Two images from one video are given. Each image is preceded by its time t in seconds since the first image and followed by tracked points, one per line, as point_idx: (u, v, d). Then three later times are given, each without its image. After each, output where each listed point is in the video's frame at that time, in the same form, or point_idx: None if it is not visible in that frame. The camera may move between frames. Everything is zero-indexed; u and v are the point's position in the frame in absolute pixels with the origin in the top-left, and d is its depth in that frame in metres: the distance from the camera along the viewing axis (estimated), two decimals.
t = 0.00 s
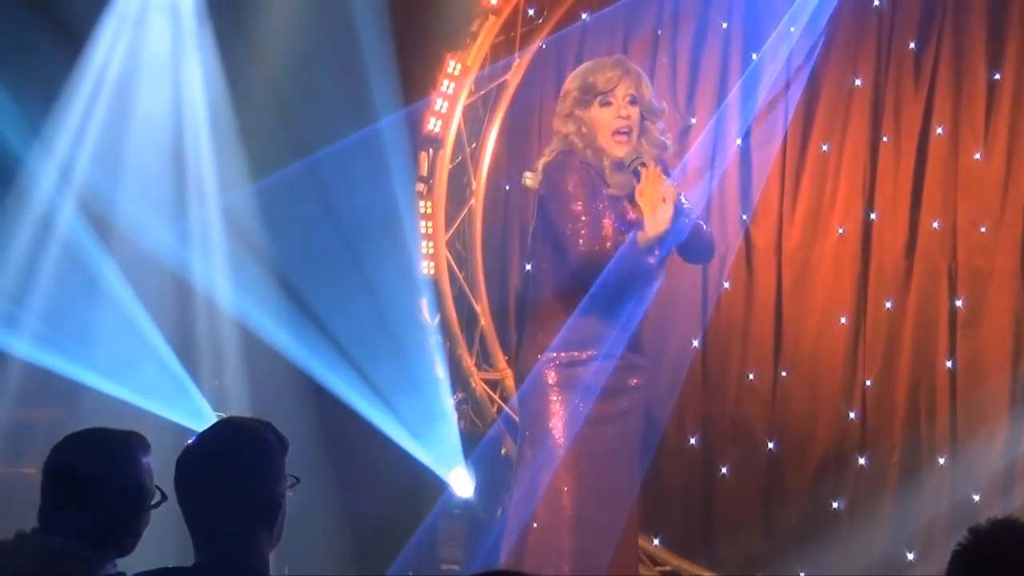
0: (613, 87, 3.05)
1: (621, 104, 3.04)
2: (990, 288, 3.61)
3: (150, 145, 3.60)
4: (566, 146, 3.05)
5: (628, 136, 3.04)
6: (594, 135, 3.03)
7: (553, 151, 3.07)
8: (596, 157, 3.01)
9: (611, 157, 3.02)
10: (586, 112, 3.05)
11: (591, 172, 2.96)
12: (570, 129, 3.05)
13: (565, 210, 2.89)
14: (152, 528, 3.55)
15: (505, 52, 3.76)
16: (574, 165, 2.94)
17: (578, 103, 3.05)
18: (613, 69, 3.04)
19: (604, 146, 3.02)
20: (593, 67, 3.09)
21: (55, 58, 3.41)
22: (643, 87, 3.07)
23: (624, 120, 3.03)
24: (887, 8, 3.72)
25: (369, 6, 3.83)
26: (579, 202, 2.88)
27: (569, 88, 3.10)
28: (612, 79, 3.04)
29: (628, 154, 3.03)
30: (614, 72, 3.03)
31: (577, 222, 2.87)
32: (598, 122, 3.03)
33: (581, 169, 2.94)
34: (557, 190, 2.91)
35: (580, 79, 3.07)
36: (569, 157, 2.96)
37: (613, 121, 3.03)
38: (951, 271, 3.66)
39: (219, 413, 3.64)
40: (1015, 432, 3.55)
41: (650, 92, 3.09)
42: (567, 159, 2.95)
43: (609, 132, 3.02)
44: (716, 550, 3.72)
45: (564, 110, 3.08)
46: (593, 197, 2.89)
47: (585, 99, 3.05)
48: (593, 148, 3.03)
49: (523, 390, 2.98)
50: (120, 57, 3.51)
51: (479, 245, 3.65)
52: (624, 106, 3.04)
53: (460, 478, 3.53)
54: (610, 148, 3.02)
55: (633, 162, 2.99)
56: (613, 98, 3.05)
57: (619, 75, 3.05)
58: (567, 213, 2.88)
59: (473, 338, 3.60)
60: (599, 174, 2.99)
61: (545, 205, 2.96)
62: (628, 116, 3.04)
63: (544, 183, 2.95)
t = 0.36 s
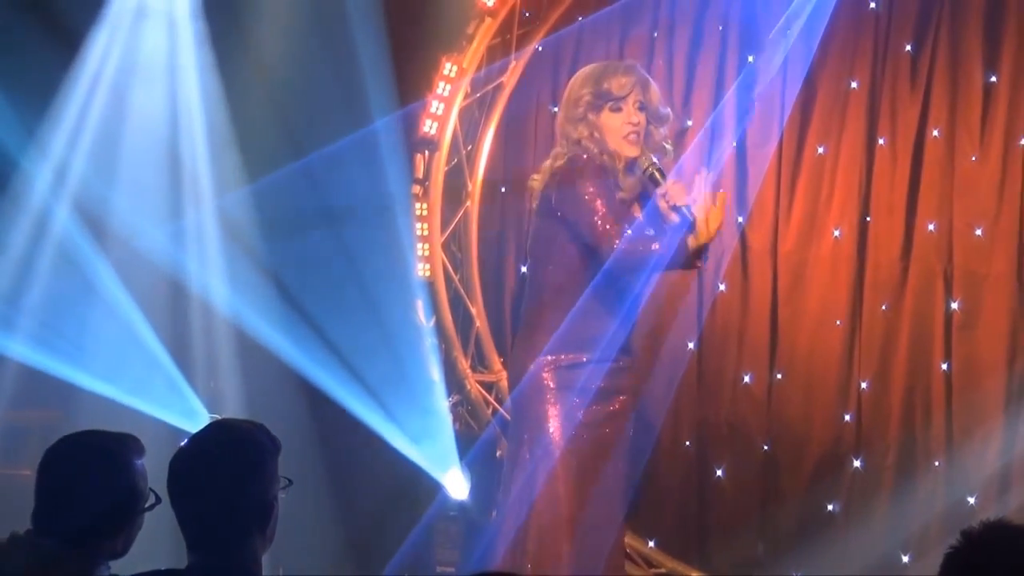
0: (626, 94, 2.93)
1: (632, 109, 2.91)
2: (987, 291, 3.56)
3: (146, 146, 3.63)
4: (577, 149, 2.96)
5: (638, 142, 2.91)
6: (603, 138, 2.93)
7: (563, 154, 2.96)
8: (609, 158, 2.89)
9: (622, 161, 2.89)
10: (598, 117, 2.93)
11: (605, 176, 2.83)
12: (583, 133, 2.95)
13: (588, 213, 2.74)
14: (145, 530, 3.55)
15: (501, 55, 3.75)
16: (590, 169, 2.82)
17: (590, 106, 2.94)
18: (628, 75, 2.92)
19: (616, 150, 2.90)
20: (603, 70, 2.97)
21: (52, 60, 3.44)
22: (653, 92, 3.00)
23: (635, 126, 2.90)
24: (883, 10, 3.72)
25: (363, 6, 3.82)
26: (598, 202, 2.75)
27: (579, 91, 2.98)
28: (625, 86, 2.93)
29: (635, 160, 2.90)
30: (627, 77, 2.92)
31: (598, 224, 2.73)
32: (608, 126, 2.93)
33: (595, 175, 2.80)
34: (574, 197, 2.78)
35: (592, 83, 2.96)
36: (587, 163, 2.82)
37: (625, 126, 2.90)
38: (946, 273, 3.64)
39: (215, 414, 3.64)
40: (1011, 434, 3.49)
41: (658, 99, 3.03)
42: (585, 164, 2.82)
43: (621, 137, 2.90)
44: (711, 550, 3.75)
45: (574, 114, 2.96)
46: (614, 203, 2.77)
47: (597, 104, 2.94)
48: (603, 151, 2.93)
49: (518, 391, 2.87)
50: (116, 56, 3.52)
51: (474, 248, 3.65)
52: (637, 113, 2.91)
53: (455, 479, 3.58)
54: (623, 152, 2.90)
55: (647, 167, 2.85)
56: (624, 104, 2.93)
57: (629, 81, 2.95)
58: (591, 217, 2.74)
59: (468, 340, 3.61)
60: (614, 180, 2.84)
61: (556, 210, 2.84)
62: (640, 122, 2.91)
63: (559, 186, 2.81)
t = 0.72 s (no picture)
0: (618, 100, 2.82)
1: (622, 117, 2.83)
2: (964, 294, 3.58)
3: (123, 145, 3.60)
4: (569, 154, 2.85)
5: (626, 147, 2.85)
6: (593, 144, 2.83)
7: (556, 161, 2.83)
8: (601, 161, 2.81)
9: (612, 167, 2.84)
10: (587, 122, 2.83)
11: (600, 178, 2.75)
12: (575, 138, 2.83)
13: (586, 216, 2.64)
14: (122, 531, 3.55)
15: (480, 55, 3.70)
16: (585, 174, 2.71)
17: (580, 111, 2.82)
18: (621, 82, 2.81)
19: (608, 157, 2.82)
20: (593, 74, 2.84)
21: (27, 61, 3.40)
22: (642, 97, 2.87)
23: (624, 135, 2.84)
24: (861, 11, 3.71)
25: (340, 5, 3.81)
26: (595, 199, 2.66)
27: (568, 97, 2.83)
28: (618, 91, 2.81)
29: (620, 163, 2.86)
30: (621, 85, 2.80)
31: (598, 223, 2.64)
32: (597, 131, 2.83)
33: (590, 176, 2.72)
34: (569, 199, 2.68)
35: (584, 86, 2.82)
36: (583, 164, 2.74)
37: (613, 133, 2.83)
38: (924, 274, 3.64)
39: (190, 413, 3.64)
40: (989, 434, 3.51)
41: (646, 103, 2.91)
42: (580, 164, 2.74)
43: (611, 143, 2.83)
44: (689, 551, 3.76)
45: (564, 117, 2.84)
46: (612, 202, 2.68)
47: (588, 109, 2.82)
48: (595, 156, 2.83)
49: (495, 387, 2.77)
50: (95, 51, 3.50)
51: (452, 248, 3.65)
52: (627, 120, 2.84)
53: (433, 480, 3.55)
54: (613, 158, 2.83)
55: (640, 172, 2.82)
56: (614, 110, 2.83)
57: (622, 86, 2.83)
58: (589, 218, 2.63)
59: (446, 341, 3.63)
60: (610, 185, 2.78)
61: (553, 217, 2.72)
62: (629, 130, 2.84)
63: (553, 186, 2.72)
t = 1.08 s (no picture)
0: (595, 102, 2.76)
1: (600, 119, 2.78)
2: (937, 295, 3.61)
3: (95, 146, 3.61)
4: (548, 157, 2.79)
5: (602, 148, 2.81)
6: (570, 146, 2.79)
7: (535, 163, 2.79)
8: (582, 163, 2.76)
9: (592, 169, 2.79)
10: (565, 124, 2.78)
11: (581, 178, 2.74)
12: (554, 141, 2.78)
13: (568, 214, 2.63)
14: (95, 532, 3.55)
15: (452, 54, 3.74)
16: (568, 177, 2.67)
17: (557, 115, 2.77)
18: (599, 84, 2.75)
19: (587, 159, 2.77)
20: (568, 75, 2.77)
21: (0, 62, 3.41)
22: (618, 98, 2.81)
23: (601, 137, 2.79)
24: (835, 11, 3.71)
25: (312, 4, 3.81)
26: (576, 196, 2.64)
27: (545, 100, 2.77)
28: (595, 94, 2.75)
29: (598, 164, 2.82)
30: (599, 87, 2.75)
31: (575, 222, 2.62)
32: (574, 133, 2.78)
33: (573, 177, 2.69)
34: (552, 198, 2.64)
35: (562, 89, 2.75)
36: (566, 166, 2.71)
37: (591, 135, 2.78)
38: (896, 275, 3.67)
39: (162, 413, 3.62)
40: (961, 433, 3.55)
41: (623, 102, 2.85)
42: (562, 168, 2.70)
43: (588, 145, 2.78)
44: (662, 550, 3.74)
45: (541, 118, 2.78)
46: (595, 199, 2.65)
47: (566, 111, 2.77)
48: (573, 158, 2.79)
49: (468, 384, 2.77)
50: (67, 51, 3.52)
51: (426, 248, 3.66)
52: (604, 122, 2.78)
53: (406, 480, 3.56)
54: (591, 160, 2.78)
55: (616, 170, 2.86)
56: (591, 112, 2.78)
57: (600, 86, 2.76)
58: (571, 215, 2.62)
59: (419, 340, 3.61)
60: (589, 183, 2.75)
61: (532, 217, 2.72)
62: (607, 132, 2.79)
63: (536, 188, 2.69)
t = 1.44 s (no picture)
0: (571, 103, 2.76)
1: (575, 120, 2.78)
2: (910, 296, 3.65)
3: (68, 145, 3.59)
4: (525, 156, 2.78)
5: (578, 148, 2.80)
6: (545, 146, 2.78)
7: (512, 162, 2.78)
8: (560, 161, 2.76)
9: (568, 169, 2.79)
10: (540, 124, 2.77)
11: (559, 174, 2.75)
12: (530, 140, 2.77)
13: (548, 206, 2.65)
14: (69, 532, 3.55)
15: (426, 54, 3.74)
16: (549, 174, 2.69)
17: (532, 114, 2.76)
18: (575, 84, 2.75)
19: (564, 158, 2.76)
20: (545, 75, 2.78)
21: None
22: (595, 98, 2.80)
23: (577, 137, 2.79)
24: (809, 11, 3.71)
25: (287, 5, 3.82)
26: (554, 187, 2.66)
27: (521, 99, 2.77)
28: (572, 94, 2.75)
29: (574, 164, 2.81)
30: (576, 88, 2.75)
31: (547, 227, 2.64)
32: (550, 133, 2.77)
33: (539, 178, 2.70)
34: (531, 193, 2.67)
35: (538, 89, 2.75)
36: (543, 164, 2.71)
37: (567, 135, 2.77)
38: (870, 275, 3.68)
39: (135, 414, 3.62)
40: (934, 433, 3.60)
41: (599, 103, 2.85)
42: (540, 165, 2.71)
43: (564, 145, 2.78)
44: (635, 549, 3.74)
45: (517, 118, 2.78)
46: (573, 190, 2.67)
47: (541, 112, 2.77)
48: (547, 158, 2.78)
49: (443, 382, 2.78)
50: (40, 49, 3.50)
51: (399, 248, 3.65)
52: (580, 123, 2.79)
53: (379, 479, 3.60)
54: (568, 159, 2.77)
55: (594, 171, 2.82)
56: (567, 113, 2.78)
57: (578, 87, 2.77)
58: (543, 214, 2.65)
59: (392, 340, 3.64)
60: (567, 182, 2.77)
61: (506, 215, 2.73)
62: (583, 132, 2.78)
63: (516, 185, 2.70)
